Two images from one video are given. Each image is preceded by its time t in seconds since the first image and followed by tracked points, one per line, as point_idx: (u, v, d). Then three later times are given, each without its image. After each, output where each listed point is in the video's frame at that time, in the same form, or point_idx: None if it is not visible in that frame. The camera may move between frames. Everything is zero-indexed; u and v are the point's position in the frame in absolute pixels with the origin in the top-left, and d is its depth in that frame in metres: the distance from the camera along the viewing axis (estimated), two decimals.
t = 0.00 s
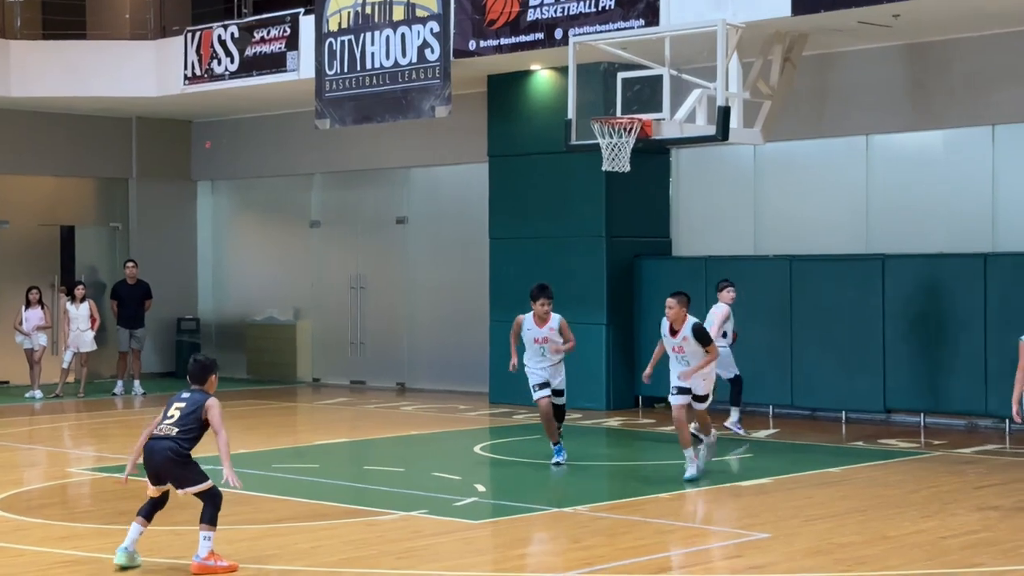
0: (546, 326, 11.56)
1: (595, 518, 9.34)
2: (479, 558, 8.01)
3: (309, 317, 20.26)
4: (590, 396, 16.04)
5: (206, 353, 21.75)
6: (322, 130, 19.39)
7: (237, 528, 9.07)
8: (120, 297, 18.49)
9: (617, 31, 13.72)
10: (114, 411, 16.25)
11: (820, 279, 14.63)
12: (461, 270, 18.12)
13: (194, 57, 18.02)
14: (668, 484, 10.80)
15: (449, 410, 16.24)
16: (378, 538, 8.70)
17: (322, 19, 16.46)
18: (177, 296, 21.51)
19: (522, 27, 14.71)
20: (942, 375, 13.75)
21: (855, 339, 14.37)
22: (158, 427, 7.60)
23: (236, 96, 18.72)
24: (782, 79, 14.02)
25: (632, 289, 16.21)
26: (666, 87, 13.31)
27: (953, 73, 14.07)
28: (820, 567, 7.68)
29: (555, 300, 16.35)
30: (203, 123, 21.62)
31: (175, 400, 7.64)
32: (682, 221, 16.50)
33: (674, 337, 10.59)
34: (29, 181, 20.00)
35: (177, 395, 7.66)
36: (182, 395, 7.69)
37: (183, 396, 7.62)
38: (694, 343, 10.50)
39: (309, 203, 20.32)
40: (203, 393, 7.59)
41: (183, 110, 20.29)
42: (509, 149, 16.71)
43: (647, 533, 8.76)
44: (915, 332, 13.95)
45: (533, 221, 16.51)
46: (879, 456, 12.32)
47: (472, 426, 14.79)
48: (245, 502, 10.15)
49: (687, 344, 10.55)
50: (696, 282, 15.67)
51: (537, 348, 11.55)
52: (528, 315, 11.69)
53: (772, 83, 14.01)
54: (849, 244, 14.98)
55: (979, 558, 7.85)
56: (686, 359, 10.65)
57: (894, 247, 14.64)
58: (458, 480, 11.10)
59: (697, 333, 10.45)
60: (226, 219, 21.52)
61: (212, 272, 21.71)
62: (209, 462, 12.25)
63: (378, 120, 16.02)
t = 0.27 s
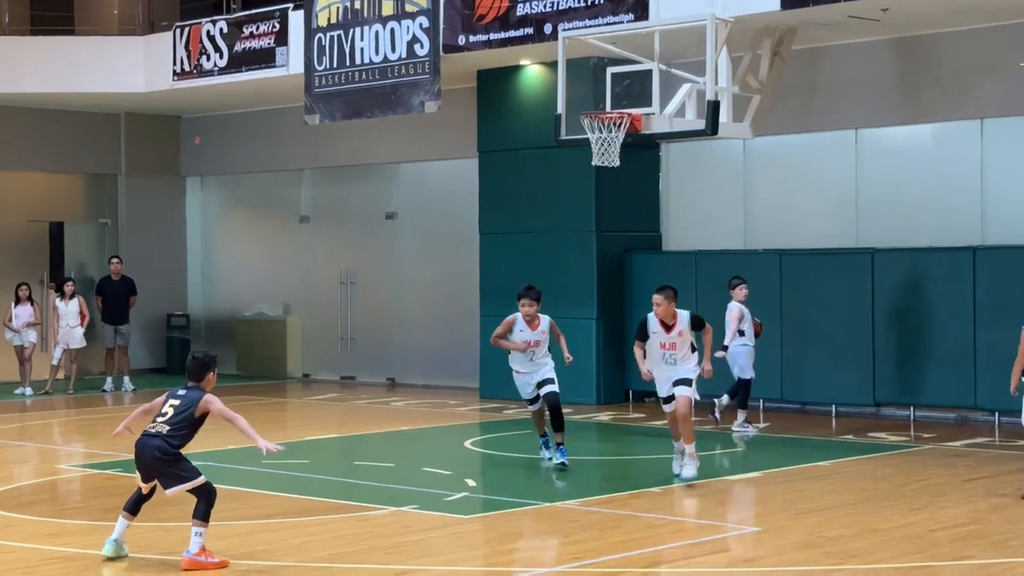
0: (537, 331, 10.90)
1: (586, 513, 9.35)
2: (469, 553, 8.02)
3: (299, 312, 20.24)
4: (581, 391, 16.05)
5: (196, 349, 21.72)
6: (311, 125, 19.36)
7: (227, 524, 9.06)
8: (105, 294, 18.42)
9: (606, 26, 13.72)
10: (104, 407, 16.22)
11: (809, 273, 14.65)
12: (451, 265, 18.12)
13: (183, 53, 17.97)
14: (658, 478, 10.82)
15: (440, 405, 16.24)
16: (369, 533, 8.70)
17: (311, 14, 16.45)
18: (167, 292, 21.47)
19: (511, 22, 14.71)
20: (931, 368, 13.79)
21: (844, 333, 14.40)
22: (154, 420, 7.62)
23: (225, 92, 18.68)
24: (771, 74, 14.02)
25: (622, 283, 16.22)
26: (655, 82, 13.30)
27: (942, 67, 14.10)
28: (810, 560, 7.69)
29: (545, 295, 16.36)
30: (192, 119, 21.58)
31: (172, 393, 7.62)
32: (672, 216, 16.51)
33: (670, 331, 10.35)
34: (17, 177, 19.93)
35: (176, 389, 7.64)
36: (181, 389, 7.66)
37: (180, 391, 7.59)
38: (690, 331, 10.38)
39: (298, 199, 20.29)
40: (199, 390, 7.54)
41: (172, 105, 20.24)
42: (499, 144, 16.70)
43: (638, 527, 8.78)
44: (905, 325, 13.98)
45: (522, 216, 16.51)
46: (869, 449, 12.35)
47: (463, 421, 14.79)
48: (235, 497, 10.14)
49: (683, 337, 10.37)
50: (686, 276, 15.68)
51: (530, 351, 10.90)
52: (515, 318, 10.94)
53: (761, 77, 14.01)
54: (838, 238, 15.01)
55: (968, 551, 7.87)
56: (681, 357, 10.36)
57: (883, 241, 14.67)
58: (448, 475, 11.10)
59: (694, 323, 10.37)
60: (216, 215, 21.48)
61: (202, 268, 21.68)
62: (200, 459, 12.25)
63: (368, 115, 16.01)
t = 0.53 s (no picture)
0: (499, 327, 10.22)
1: (577, 507, 9.36)
2: (459, 547, 8.02)
3: (288, 307, 20.22)
4: (570, 385, 16.06)
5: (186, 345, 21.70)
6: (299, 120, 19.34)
7: (218, 519, 9.06)
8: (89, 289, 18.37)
9: (596, 20, 13.73)
10: (94, 403, 16.19)
11: (798, 267, 14.68)
12: (441, 259, 18.12)
13: (171, 48, 17.93)
14: (648, 472, 10.83)
15: (429, 400, 16.24)
16: (360, 528, 8.70)
17: (300, 8, 16.41)
18: (156, 287, 21.44)
19: (501, 17, 14.70)
20: (920, 361, 13.83)
21: (833, 326, 14.43)
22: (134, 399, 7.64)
23: (213, 87, 18.64)
24: (760, 68, 14.04)
25: (612, 277, 16.23)
26: (644, 76, 13.31)
27: (930, 61, 14.13)
28: (800, 553, 7.71)
29: (535, 290, 16.36)
30: (180, 115, 21.53)
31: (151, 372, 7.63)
32: (661, 210, 16.52)
33: (638, 331, 9.41)
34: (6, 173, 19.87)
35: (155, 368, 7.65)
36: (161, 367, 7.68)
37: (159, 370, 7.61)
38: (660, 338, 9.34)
39: (287, 194, 20.26)
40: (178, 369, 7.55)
41: (160, 101, 20.19)
42: (488, 139, 16.69)
43: (628, 521, 8.79)
44: (893, 318, 14.02)
45: (512, 210, 16.51)
46: (858, 442, 12.38)
47: (453, 415, 14.80)
48: (226, 493, 10.14)
49: (651, 340, 9.38)
50: (676, 270, 15.70)
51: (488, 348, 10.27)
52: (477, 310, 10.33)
53: (750, 71, 14.03)
54: (827, 231, 15.04)
55: (957, 544, 7.90)
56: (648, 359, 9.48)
57: (872, 234, 14.70)
58: (438, 470, 11.11)
59: (664, 328, 9.33)
60: (205, 210, 21.45)
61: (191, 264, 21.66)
62: (190, 454, 12.24)
63: (357, 111, 15.98)
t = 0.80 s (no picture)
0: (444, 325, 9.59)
1: (565, 502, 9.38)
2: (447, 542, 8.02)
3: (277, 303, 20.19)
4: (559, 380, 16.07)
5: (174, 341, 21.66)
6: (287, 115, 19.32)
7: (207, 515, 9.05)
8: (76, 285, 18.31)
9: (584, 15, 13.74)
10: (81, 399, 16.16)
11: (786, 261, 14.70)
12: (429, 255, 18.12)
13: (158, 43, 17.87)
14: (637, 466, 10.85)
15: (418, 395, 16.25)
16: (349, 523, 8.70)
17: (287, 3, 16.37)
18: (144, 284, 21.40)
19: (488, 12, 14.70)
20: (908, 356, 13.87)
21: (821, 320, 14.46)
22: (107, 406, 7.60)
23: (201, 82, 18.59)
24: (748, 62, 14.07)
25: (601, 273, 16.24)
26: (632, 70, 13.32)
27: (917, 56, 14.17)
28: (788, 547, 7.73)
29: (523, 285, 16.36)
30: (168, 110, 21.48)
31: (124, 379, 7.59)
32: (649, 205, 16.53)
33: (591, 330, 8.72)
34: None
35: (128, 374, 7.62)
36: (132, 373, 7.64)
37: (132, 376, 7.58)
38: (616, 333, 8.69)
39: (275, 189, 20.23)
40: (151, 376, 7.53)
41: (148, 96, 20.15)
42: (477, 134, 16.68)
43: (616, 515, 8.81)
44: (881, 312, 14.06)
45: (501, 205, 16.51)
46: (846, 437, 12.41)
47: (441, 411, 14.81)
48: (214, 489, 10.14)
49: (606, 338, 8.68)
50: (664, 265, 15.71)
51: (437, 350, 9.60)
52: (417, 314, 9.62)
53: (738, 66, 14.05)
54: (814, 226, 15.07)
55: (945, 537, 7.92)
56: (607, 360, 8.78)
57: (859, 229, 14.73)
58: (427, 465, 11.11)
59: (621, 322, 8.69)
60: (192, 206, 21.42)
61: (179, 260, 21.62)
62: (179, 450, 12.25)
63: (345, 105, 15.93)
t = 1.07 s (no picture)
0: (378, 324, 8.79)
1: (552, 496, 9.39)
2: (433, 537, 8.02)
3: (264, 299, 20.15)
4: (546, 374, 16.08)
5: (160, 336, 21.62)
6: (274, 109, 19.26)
7: (193, 510, 9.04)
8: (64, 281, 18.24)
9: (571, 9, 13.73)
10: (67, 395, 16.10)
11: (773, 255, 14.72)
12: (416, 250, 18.11)
13: (144, 37, 17.78)
14: (623, 460, 10.87)
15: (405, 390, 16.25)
16: (335, 518, 8.70)
17: None
18: (130, 279, 21.35)
19: (474, 6, 14.68)
20: (894, 349, 13.91)
21: (808, 313, 14.49)
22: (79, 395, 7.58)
23: (187, 77, 18.52)
24: (734, 56, 14.08)
25: (588, 267, 16.25)
26: (619, 65, 13.31)
27: (903, 50, 14.21)
28: (774, 540, 7.75)
29: (510, 279, 16.36)
30: (154, 105, 21.41)
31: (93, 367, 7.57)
32: (635, 199, 16.54)
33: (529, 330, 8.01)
34: None
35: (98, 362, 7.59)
36: (103, 361, 7.62)
37: (102, 365, 7.55)
38: (556, 332, 7.95)
39: (261, 184, 20.19)
40: (121, 366, 7.50)
41: (132, 90, 20.07)
42: (463, 128, 16.66)
43: (603, 509, 8.82)
44: (867, 306, 14.09)
45: (487, 200, 16.50)
46: (832, 430, 12.44)
47: (427, 405, 14.81)
48: (201, 484, 10.14)
49: (546, 338, 7.95)
50: (651, 259, 15.72)
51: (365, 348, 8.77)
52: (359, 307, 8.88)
53: (724, 60, 14.07)
54: (801, 220, 15.09)
55: (930, 530, 7.95)
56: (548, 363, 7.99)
57: (845, 223, 14.76)
58: (413, 459, 11.11)
59: (560, 318, 7.96)
60: (178, 201, 21.37)
61: (166, 255, 21.57)
62: (164, 445, 12.24)
63: (331, 100, 15.93)
